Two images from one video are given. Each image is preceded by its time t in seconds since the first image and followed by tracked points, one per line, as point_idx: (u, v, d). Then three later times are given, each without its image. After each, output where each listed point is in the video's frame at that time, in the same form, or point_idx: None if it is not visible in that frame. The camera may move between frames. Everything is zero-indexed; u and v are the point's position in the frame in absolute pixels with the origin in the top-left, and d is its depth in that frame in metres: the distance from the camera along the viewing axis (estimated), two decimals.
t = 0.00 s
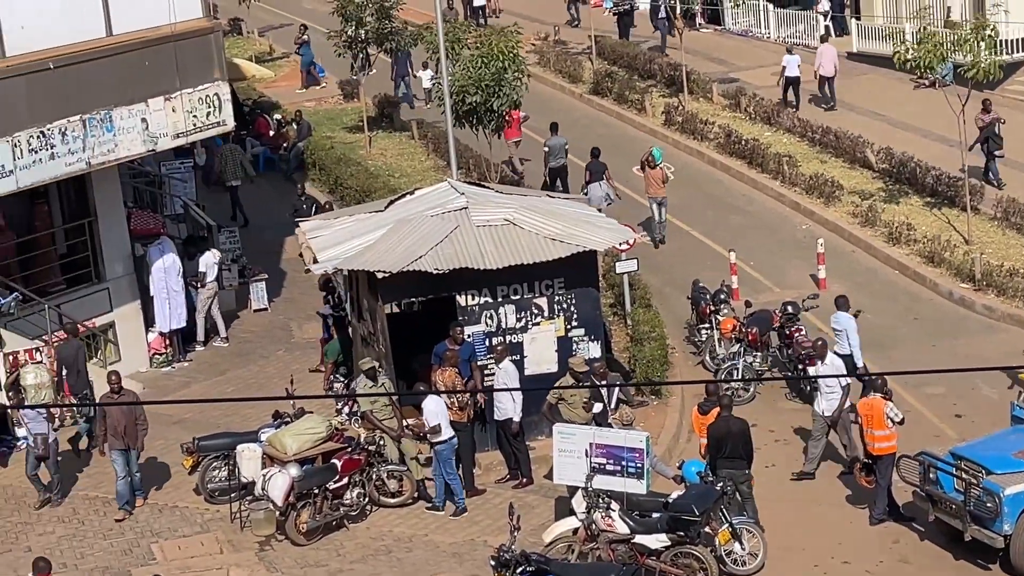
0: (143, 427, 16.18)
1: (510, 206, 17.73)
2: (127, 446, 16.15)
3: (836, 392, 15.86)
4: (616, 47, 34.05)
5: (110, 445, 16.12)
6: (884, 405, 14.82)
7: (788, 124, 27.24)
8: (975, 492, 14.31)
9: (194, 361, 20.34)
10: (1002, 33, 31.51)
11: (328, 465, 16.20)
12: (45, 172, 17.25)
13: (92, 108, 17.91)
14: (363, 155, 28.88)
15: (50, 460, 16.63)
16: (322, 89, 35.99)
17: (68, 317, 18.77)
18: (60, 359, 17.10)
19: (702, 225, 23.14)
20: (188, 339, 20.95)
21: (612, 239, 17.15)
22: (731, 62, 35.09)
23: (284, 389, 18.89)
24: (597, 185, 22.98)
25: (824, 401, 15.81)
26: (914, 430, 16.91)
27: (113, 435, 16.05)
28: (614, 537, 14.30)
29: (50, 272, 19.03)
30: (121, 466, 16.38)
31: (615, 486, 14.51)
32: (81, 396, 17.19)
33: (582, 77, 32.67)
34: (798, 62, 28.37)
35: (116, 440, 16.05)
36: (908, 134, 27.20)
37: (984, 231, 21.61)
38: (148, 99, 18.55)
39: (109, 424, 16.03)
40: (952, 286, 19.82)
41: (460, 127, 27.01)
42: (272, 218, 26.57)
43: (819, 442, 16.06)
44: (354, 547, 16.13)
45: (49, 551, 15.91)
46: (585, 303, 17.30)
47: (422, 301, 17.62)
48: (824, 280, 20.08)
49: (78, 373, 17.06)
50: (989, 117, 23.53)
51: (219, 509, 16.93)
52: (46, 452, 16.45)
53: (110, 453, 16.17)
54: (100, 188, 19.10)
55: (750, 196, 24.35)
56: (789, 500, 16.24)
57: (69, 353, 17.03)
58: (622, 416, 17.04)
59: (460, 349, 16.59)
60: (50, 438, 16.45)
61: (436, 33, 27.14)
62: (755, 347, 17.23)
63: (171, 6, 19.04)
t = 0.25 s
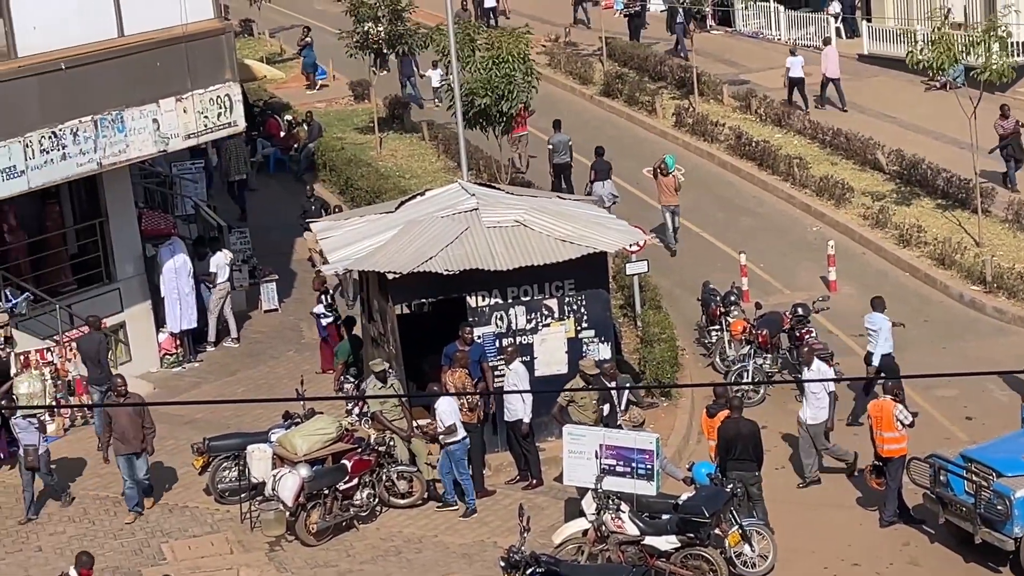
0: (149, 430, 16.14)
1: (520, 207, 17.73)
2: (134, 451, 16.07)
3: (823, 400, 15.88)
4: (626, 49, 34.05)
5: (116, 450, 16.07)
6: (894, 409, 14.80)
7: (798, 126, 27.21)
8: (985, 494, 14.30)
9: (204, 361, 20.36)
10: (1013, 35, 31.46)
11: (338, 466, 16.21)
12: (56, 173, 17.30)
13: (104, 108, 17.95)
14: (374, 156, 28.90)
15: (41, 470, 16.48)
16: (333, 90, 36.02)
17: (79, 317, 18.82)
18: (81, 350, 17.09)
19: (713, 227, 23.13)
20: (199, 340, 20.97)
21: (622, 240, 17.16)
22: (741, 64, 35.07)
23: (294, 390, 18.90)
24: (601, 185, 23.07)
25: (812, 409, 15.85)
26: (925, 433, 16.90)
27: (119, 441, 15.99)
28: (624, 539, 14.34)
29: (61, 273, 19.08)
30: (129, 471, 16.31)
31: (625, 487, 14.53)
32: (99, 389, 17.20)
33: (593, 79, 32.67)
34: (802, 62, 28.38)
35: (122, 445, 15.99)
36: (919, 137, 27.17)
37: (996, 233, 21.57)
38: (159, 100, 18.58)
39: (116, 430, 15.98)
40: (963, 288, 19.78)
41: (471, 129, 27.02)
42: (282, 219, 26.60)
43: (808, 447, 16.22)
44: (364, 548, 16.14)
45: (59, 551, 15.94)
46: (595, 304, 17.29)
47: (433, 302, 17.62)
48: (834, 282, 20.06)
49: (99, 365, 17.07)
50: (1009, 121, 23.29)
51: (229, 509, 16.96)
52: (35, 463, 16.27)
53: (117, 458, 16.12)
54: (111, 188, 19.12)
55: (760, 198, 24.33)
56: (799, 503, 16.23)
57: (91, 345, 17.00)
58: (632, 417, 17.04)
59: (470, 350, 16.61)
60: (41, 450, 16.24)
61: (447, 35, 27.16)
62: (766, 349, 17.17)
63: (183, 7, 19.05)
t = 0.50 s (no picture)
0: (155, 435, 15.81)
1: (528, 209, 17.73)
2: (140, 455, 15.80)
3: (806, 404, 15.75)
4: (634, 50, 34.05)
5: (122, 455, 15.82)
6: (903, 410, 14.76)
7: (806, 128, 27.20)
8: (992, 496, 14.32)
9: (211, 362, 20.36)
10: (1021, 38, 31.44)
11: (344, 466, 16.23)
12: (64, 173, 17.32)
13: (112, 108, 17.97)
14: (381, 157, 28.90)
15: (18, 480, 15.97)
16: (341, 90, 36.05)
17: (86, 317, 18.84)
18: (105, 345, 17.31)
19: (719, 228, 23.12)
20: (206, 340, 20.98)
21: (629, 241, 17.16)
22: (749, 65, 35.06)
23: (301, 390, 18.90)
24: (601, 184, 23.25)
25: (795, 413, 15.73)
26: (932, 436, 16.89)
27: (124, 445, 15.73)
28: (631, 540, 14.34)
29: (68, 273, 19.11)
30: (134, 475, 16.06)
31: (631, 489, 14.51)
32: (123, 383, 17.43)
33: (600, 80, 32.65)
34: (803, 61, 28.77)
35: (128, 449, 15.73)
36: (926, 139, 27.16)
37: (1003, 236, 21.53)
38: (166, 100, 18.59)
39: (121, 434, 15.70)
40: (970, 291, 19.76)
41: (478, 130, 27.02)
42: (289, 219, 26.61)
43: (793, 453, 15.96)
44: (370, 549, 16.14)
45: (66, 551, 15.94)
46: (602, 305, 17.30)
47: (440, 303, 17.63)
48: (841, 284, 20.03)
49: (125, 362, 17.30)
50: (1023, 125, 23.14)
51: (236, 509, 16.98)
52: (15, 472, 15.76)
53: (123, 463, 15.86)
54: (119, 188, 19.12)
55: (767, 200, 24.32)
56: (805, 504, 16.22)
57: (116, 341, 17.24)
58: (639, 418, 17.03)
59: (477, 351, 16.62)
60: (23, 458, 15.78)
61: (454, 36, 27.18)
62: (773, 351, 17.14)
63: (191, 7, 19.06)
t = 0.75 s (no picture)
0: (156, 440, 15.57)
1: (529, 209, 17.72)
2: (139, 463, 15.57)
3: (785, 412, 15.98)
4: (635, 51, 34.05)
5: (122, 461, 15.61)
6: (904, 411, 14.69)
7: (807, 128, 27.19)
8: (993, 497, 14.33)
9: (212, 362, 20.34)
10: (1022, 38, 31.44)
11: (345, 466, 16.22)
12: (65, 172, 17.32)
13: (113, 108, 17.97)
14: (382, 157, 28.89)
15: None
16: (342, 90, 36.04)
17: (87, 317, 18.85)
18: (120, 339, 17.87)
19: (721, 228, 23.11)
20: (207, 340, 20.96)
21: (631, 242, 17.15)
22: (750, 66, 35.06)
23: (302, 390, 18.89)
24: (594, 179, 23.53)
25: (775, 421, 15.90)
26: (933, 437, 16.88)
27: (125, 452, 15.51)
28: (632, 541, 14.32)
29: (69, 272, 19.10)
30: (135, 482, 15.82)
31: (633, 489, 14.51)
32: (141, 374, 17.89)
33: (602, 80, 32.64)
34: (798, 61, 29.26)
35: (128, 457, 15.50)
36: (927, 139, 27.17)
37: (1005, 237, 21.51)
38: (168, 100, 18.59)
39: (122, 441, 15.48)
40: (972, 291, 19.74)
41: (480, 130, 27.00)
42: (290, 219, 26.60)
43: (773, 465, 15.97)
44: (371, 549, 16.14)
45: (66, 550, 15.93)
46: (603, 305, 17.29)
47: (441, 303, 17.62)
48: (842, 285, 20.02)
49: (140, 352, 17.85)
50: None
51: (236, 509, 16.98)
52: None
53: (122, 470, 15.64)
54: (120, 187, 19.10)
55: (768, 201, 24.31)
56: (806, 505, 16.21)
57: (131, 334, 17.78)
58: (640, 419, 17.02)
59: (478, 351, 16.61)
60: None
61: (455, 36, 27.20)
62: (774, 351, 17.19)
63: (193, 6, 19.06)
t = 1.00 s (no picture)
0: (155, 442, 15.64)
1: (525, 208, 17.73)
2: (137, 465, 15.62)
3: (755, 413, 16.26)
4: (631, 50, 34.06)
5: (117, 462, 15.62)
6: (900, 410, 14.67)
7: (803, 128, 27.21)
8: (988, 497, 14.36)
9: (207, 361, 20.33)
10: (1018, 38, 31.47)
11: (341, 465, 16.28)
12: (61, 170, 17.29)
13: (108, 106, 17.95)
14: (378, 156, 28.88)
15: None
16: (339, 89, 36.04)
17: (83, 315, 18.85)
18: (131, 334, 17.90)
19: (716, 227, 23.12)
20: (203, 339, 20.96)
21: (627, 241, 17.16)
22: (747, 66, 35.07)
23: (298, 388, 18.88)
24: (585, 177, 23.69)
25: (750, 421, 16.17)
26: (928, 437, 16.90)
27: (122, 454, 15.54)
28: (627, 540, 14.34)
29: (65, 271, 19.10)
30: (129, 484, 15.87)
31: (628, 489, 14.56)
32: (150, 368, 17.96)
33: (598, 80, 32.65)
34: (785, 59, 29.42)
35: (126, 459, 15.55)
36: (923, 139, 27.18)
37: (1001, 237, 21.52)
38: (164, 98, 18.58)
39: (120, 443, 15.51)
40: (968, 291, 19.74)
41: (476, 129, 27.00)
42: (285, 218, 26.60)
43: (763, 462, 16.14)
44: (366, 548, 16.14)
45: (61, 549, 15.92)
46: (599, 305, 17.30)
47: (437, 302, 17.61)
48: (838, 284, 20.02)
49: (150, 347, 17.85)
50: None
51: (232, 508, 16.98)
52: None
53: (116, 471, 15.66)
54: (116, 185, 19.19)
55: (764, 200, 24.32)
56: (801, 505, 16.22)
57: (141, 329, 17.82)
58: (635, 418, 17.02)
59: (473, 350, 16.61)
60: None
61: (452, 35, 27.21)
62: (769, 350, 17.22)
63: (189, 5, 19.06)
